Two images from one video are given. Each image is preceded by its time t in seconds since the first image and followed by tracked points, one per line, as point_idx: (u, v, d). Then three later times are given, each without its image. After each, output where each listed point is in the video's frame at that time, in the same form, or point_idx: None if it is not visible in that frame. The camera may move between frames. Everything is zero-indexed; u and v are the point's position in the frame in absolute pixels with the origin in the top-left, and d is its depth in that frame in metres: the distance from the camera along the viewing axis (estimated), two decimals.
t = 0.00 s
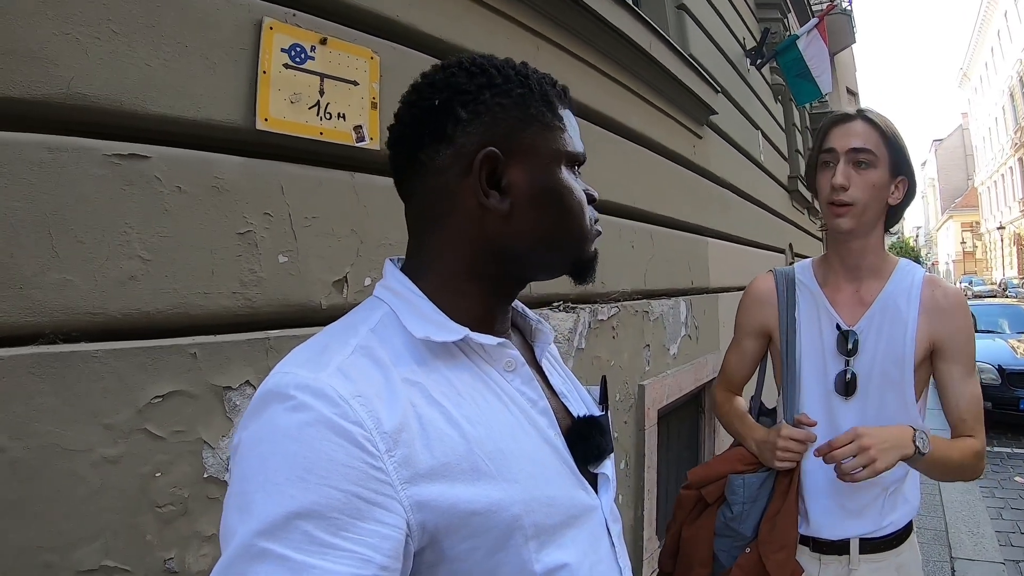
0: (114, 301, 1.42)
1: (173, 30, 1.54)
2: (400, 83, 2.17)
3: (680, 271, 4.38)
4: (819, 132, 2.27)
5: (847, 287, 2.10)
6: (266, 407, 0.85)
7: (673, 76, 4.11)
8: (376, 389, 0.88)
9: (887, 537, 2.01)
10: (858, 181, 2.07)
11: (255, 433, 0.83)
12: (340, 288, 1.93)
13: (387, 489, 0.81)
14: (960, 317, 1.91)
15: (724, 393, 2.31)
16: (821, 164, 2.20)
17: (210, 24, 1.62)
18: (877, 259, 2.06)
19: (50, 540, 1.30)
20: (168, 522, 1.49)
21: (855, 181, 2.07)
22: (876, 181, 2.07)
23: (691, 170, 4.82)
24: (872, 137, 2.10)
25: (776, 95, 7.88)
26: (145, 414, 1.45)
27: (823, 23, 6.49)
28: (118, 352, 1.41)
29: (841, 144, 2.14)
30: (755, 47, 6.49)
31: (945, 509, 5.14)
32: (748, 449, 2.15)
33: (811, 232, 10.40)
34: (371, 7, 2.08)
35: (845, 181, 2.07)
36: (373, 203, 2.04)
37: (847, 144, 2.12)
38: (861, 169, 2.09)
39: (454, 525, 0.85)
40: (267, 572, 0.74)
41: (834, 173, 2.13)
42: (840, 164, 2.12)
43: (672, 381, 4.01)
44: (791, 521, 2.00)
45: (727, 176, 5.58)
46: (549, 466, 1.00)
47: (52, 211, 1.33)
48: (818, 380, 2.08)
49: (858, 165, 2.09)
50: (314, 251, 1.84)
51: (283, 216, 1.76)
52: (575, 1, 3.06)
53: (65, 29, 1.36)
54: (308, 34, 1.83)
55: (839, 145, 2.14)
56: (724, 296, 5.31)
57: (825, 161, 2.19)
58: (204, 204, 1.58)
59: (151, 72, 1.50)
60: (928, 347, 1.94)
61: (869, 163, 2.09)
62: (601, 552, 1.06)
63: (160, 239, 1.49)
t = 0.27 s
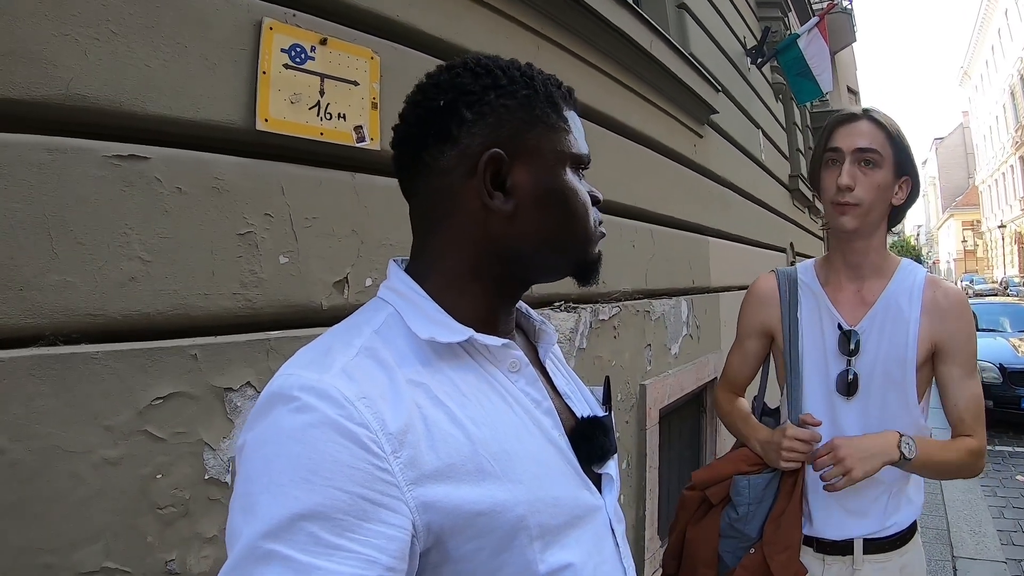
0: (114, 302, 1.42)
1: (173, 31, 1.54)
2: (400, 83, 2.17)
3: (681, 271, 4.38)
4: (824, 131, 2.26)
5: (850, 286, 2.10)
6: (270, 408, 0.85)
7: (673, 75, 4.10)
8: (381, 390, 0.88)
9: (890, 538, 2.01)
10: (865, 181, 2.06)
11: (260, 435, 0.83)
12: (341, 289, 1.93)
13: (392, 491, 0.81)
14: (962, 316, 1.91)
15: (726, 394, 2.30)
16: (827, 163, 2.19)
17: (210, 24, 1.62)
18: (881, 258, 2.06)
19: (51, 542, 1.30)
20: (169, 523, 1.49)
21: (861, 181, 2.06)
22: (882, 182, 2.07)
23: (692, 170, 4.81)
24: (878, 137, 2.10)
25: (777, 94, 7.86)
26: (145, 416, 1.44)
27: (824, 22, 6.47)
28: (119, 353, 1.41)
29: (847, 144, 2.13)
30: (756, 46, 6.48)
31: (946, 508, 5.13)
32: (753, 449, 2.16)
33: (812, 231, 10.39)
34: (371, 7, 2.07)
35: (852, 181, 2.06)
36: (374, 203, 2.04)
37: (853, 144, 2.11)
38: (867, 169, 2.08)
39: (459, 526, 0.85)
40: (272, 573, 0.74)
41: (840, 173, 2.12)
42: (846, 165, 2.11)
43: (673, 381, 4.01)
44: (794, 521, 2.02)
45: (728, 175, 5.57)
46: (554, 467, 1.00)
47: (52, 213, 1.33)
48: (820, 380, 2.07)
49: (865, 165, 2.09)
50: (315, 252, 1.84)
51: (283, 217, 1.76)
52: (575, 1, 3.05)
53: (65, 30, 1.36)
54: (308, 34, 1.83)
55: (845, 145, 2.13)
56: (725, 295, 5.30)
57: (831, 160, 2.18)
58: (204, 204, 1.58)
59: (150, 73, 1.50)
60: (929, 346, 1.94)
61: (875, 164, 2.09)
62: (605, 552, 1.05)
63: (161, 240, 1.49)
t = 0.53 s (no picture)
0: (111, 301, 1.42)
1: (170, 30, 1.54)
2: (398, 82, 2.17)
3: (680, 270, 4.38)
4: (824, 128, 2.26)
5: (849, 284, 2.10)
6: (268, 405, 0.85)
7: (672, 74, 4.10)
8: (379, 387, 0.88)
9: (888, 533, 2.00)
10: (866, 179, 2.06)
11: (258, 432, 0.83)
12: (338, 288, 1.93)
13: (389, 488, 0.81)
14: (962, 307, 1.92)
15: (725, 390, 2.30)
16: (827, 161, 2.19)
17: (207, 23, 1.62)
18: (880, 256, 2.06)
19: (47, 541, 1.30)
20: (166, 522, 1.49)
21: (862, 179, 2.06)
22: (883, 181, 2.07)
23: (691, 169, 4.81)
24: (879, 135, 2.10)
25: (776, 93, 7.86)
26: (142, 415, 1.44)
27: (823, 21, 6.47)
28: (115, 352, 1.41)
29: (847, 142, 2.13)
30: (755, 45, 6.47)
31: (947, 507, 5.13)
32: (748, 445, 2.17)
33: (812, 230, 10.39)
34: (368, 6, 2.07)
35: (853, 179, 2.06)
36: (371, 202, 2.04)
37: (854, 141, 2.11)
38: (869, 167, 2.08)
39: (456, 524, 0.85)
40: (268, 571, 0.74)
41: (840, 171, 2.12)
42: (847, 162, 2.10)
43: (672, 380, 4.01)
44: (791, 516, 2.00)
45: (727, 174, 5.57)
46: (551, 465, 1.00)
47: (49, 212, 1.33)
48: (819, 377, 2.07)
49: (865, 163, 2.09)
50: (312, 251, 1.84)
51: (280, 216, 1.76)
52: None
53: (61, 28, 1.36)
54: (305, 33, 1.83)
55: (846, 142, 2.13)
56: (725, 294, 5.30)
57: (831, 158, 2.17)
58: (201, 203, 1.58)
59: (147, 72, 1.50)
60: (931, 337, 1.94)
61: (876, 161, 2.08)
62: (603, 550, 1.05)
63: (158, 239, 1.49)
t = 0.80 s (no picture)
0: (113, 301, 1.42)
1: (171, 30, 1.54)
2: (399, 82, 2.17)
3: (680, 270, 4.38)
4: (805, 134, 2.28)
5: (852, 284, 2.10)
6: (273, 406, 0.85)
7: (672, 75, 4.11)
8: (384, 387, 0.88)
9: (887, 534, 2.01)
10: (850, 176, 2.06)
11: (263, 432, 0.83)
12: (340, 288, 1.93)
13: (396, 489, 0.81)
14: (966, 313, 1.92)
15: (732, 391, 2.29)
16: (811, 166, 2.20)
17: (208, 24, 1.61)
18: (881, 253, 2.05)
19: (50, 542, 1.29)
20: (169, 523, 1.48)
21: (846, 177, 2.06)
22: (868, 173, 2.07)
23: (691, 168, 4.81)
24: (856, 131, 2.11)
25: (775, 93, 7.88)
26: (144, 416, 1.44)
27: (822, 22, 6.48)
28: (117, 353, 1.41)
29: (825, 145, 2.15)
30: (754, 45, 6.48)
31: (946, 506, 5.14)
32: (751, 446, 2.17)
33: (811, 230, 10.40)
34: (370, 6, 2.07)
35: (836, 179, 2.07)
36: (373, 203, 2.04)
37: (832, 142, 2.13)
38: (850, 164, 2.09)
39: (462, 524, 0.85)
40: (275, 571, 0.74)
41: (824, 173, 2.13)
42: (828, 163, 2.12)
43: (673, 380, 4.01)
44: (792, 517, 2.01)
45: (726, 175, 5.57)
46: (557, 464, 0.99)
47: (51, 212, 1.33)
48: (823, 378, 2.07)
49: (846, 161, 2.09)
50: (314, 251, 1.84)
51: (282, 216, 1.75)
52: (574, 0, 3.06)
53: (62, 29, 1.36)
54: (306, 33, 1.83)
55: (824, 145, 2.14)
56: (724, 294, 5.30)
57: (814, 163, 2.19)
58: (202, 204, 1.57)
59: (149, 72, 1.50)
60: (932, 343, 1.95)
61: (857, 157, 2.08)
62: (610, 549, 1.05)
63: (160, 240, 1.49)
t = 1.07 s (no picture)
0: (114, 302, 1.41)
1: (172, 30, 1.53)
2: (399, 83, 2.17)
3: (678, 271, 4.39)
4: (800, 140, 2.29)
5: (854, 286, 2.10)
6: (278, 406, 0.85)
7: (670, 76, 4.12)
8: (389, 387, 0.88)
9: (887, 533, 2.01)
10: (848, 181, 2.07)
11: (268, 433, 0.83)
12: (340, 289, 1.93)
13: (401, 489, 0.81)
14: (966, 316, 1.93)
15: (733, 391, 2.30)
16: (808, 173, 2.22)
17: (210, 24, 1.61)
18: (882, 256, 2.06)
19: (51, 544, 1.29)
20: (170, 525, 1.48)
21: (845, 182, 2.07)
22: (867, 177, 2.08)
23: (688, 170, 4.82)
24: (851, 137, 2.11)
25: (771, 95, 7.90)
26: (145, 417, 1.44)
27: (819, 24, 6.51)
28: (118, 354, 1.40)
29: (822, 151, 2.15)
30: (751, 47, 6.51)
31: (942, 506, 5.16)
32: (751, 446, 2.17)
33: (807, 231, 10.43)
34: (370, 7, 2.07)
35: (835, 186, 2.08)
36: (374, 204, 2.04)
37: (829, 148, 2.13)
38: (847, 168, 2.09)
39: (468, 524, 0.85)
40: (280, 571, 0.74)
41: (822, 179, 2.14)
42: (826, 170, 2.12)
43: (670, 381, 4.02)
44: (792, 518, 2.01)
45: (724, 176, 5.59)
46: (561, 465, 1.00)
47: (52, 213, 1.33)
48: (825, 380, 2.07)
49: (844, 166, 2.10)
50: (315, 252, 1.84)
51: (283, 217, 1.75)
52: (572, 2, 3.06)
53: (63, 28, 1.35)
54: (307, 34, 1.83)
55: (821, 152, 2.15)
56: (722, 295, 5.32)
57: (812, 171, 2.20)
58: (203, 204, 1.57)
59: (150, 72, 1.50)
60: (933, 345, 1.96)
61: (854, 162, 2.09)
62: (614, 550, 1.05)
63: (161, 241, 1.49)
